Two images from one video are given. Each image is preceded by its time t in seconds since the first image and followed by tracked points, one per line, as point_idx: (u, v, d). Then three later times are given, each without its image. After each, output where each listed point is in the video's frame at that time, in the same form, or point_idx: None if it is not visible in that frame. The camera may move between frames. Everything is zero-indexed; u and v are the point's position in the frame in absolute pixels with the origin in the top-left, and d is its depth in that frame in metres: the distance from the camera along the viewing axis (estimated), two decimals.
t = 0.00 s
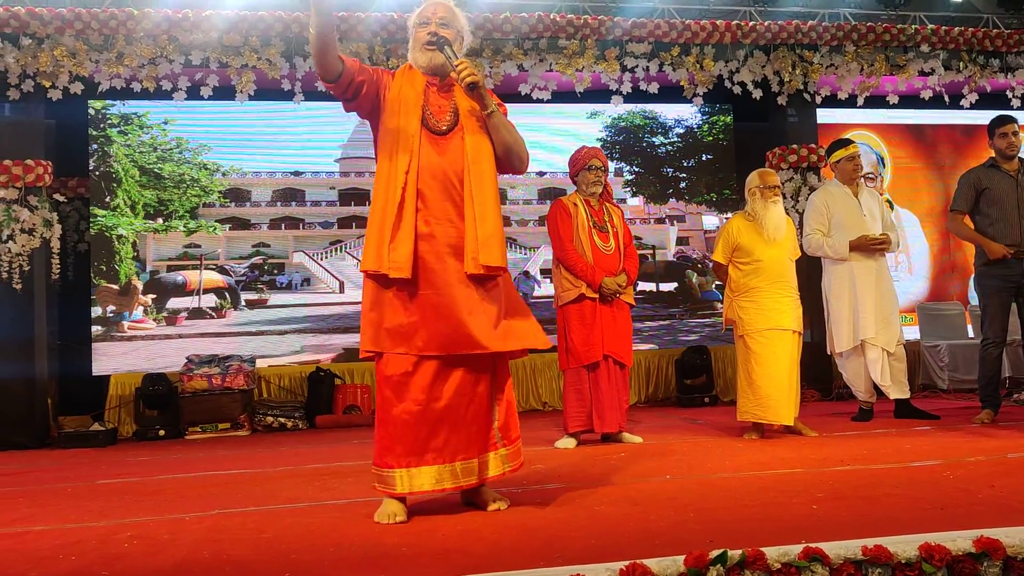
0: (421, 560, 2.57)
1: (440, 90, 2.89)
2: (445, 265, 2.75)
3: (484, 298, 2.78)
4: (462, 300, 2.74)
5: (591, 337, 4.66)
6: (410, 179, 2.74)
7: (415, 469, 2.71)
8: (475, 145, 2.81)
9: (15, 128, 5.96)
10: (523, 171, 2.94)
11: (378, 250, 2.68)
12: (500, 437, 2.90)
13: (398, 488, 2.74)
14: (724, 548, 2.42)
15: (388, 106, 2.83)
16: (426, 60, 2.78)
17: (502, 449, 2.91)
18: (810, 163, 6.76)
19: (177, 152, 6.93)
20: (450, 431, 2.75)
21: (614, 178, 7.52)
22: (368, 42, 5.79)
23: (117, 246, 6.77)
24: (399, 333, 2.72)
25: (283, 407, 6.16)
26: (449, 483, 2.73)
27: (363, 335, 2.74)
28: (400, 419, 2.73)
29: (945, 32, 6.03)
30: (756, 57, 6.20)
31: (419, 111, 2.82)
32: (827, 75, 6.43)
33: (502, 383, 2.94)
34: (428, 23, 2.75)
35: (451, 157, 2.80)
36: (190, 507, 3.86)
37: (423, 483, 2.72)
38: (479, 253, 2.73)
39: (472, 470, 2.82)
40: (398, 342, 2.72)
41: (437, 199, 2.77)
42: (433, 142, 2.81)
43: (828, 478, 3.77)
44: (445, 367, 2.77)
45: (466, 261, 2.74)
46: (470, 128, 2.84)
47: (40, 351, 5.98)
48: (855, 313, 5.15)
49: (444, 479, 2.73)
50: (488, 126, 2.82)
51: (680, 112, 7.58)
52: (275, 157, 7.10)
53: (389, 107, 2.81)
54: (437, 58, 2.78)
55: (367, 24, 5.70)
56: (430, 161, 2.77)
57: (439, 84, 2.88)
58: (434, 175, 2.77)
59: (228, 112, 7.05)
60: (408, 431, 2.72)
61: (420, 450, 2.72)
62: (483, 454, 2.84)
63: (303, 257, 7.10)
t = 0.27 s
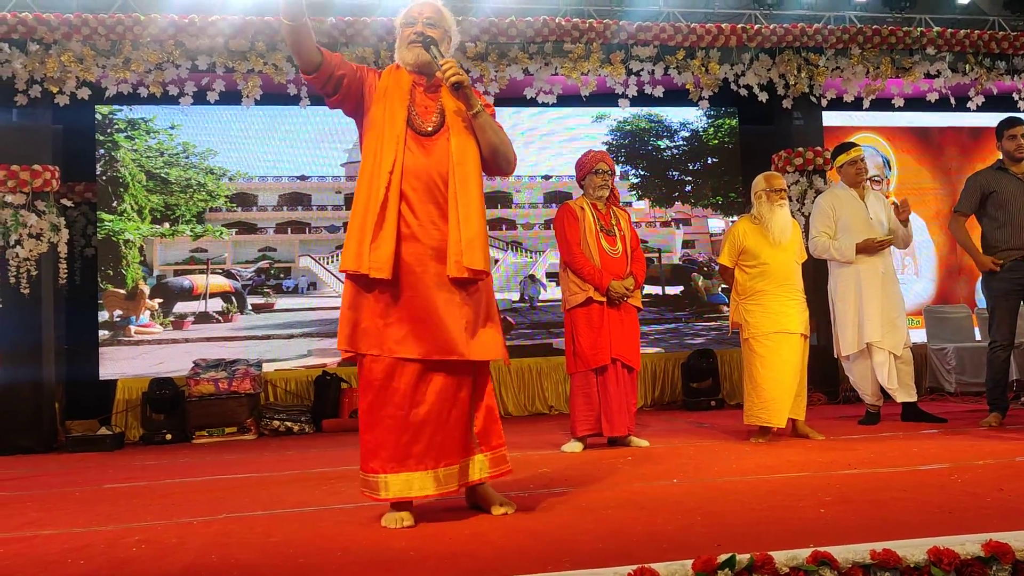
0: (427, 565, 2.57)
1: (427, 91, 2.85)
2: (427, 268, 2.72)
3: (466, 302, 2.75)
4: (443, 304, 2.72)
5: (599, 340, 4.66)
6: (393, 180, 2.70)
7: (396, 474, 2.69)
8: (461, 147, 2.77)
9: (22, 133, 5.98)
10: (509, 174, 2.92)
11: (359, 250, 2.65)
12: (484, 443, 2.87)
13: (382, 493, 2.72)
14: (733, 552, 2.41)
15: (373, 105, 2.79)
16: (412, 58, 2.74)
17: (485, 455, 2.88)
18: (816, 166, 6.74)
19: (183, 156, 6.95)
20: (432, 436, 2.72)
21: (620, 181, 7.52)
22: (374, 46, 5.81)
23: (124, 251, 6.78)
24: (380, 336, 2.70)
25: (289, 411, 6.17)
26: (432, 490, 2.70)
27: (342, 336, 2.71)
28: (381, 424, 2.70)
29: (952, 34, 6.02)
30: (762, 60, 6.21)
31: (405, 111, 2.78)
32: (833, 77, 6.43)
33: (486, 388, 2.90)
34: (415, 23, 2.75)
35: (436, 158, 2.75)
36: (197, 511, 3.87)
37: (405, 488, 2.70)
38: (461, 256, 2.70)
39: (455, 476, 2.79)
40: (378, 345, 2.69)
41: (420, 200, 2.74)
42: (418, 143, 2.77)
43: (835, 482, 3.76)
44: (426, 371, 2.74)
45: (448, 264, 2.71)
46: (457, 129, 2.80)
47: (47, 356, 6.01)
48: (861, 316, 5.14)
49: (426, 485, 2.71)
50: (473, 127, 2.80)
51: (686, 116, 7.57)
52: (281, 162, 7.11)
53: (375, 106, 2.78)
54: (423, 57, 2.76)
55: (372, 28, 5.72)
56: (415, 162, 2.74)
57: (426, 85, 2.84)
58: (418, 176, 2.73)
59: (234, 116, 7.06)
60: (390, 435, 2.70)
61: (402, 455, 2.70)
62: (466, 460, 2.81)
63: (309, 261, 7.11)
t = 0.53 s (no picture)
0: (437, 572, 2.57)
1: (421, 96, 2.80)
2: (424, 275, 2.66)
3: (463, 309, 2.70)
4: (440, 311, 2.67)
5: (609, 345, 4.65)
6: (389, 187, 2.65)
7: (396, 482, 2.61)
8: (456, 152, 2.72)
9: (32, 140, 6.02)
10: (505, 177, 2.86)
11: (356, 259, 2.60)
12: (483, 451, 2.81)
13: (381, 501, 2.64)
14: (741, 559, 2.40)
15: (367, 111, 2.75)
16: (405, 63, 2.73)
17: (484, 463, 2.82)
18: (824, 170, 6.73)
19: (192, 162, 6.98)
20: (431, 444, 2.65)
21: (627, 186, 7.53)
22: (381, 52, 5.85)
23: (132, 256, 6.80)
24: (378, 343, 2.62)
25: (298, 416, 6.17)
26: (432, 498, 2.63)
27: (336, 343, 2.63)
28: (380, 431, 2.62)
29: (959, 38, 6.01)
30: (768, 65, 6.25)
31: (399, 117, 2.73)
32: (840, 81, 6.43)
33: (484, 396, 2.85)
34: (406, 28, 2.72)
35: (432, 165, 2.70)
36: (206, 517, 3.87)
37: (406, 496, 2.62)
38: (459, 263, 2.64)
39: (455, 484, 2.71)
40: (375, 351, 2.61)
41: (416, 207, 2.68)
42: (413, 149, 2.71)
43: (845, 488, 3.74)
44: (425, 379, 2.67)
45: (446, 272, 2.66)
46: (452, 134, 2.74)
47: (56, 362, 6.05)
48: (870, 320, 5.13)
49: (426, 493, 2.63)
50: (468, 131, 2.75)
51: (693, 120, 7.58)
52: (289, 168, 7.13)
53: (369, 113, 2.73)
54: (416, 62, 2.74)
55: (380, 34, 5.75)
56: (411, 169, 2.68)
57: (420, 90, 2.79)
58: (415, 183, 2.68)
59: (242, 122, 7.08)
60: (389, 442, 2.62)
61: (401, 462, 2.62)
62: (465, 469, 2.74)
63: (316, 266, 7.13)
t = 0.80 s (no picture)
0: None
1: (424, 101, 2.78)
2: (433, 282, 2.66)
3: (471, 315, 2.71)
4: (448, 318, 2.67)
5: (621, 350, 4.65)
6: (395, 195, 2.64)
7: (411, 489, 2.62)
8: (460, 158, 2.71)
9: (43, 145, 6.05)
10: (509, 181, 2.85)
11: (364, 268, 2.58)
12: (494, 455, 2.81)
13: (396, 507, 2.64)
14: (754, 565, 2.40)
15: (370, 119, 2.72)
16: (409, 68, 2.68)
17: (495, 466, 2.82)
18: (833, 174, 6.73)
19: (202, 168, 7.01)
20: (444, 450, 2.65)
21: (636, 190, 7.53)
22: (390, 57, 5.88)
23: (143, 261, 6.82)
24: (389, 351, 2.62)
25: (307, 421, 6.18)
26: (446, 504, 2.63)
27: (348, 352, 2.63)
28: (393, 438, 2.63)
29: (969, 42, 6.00)
30: (778, 69, 6.24)
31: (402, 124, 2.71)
32: (849, 85, 6.43)
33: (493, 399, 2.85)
34: (411, 35, 2.69)
35: (438, 171, 2.69)
36: (217, 521, 3.87)
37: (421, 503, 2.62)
38: (467, 270, 2.64)
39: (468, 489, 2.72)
40: (386, 359, 2.61)
41: (422, 214, 2.67)
42: (417, 156, 2.70)
43: (857, 493, 3.73)
44: (435, 385, 2.67)
45: (454, 278, 2.65)
46: (456, 140, 2.73)
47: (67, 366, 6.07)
48: (880, 323, 5.11)
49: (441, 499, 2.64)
50: (473, 138, 2.73)
51: (702, 124, 7.58)
52: (299, 173, 7.15)
53: (371, 120, 2.71)
54: (420, 68, 2.69)
55: (389, 40, 5.77)
56: (416, 175, 2.67)
57: (423, 96, 2.77)
58: (420, 190, 2.67)
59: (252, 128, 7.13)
60: (402, 449, 2.62)
61: (415, 469, 2.63)
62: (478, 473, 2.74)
63: (326, 271, 7.15)
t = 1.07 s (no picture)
0: None
1: (429, 106, 2.78)
2: (442, 287, 2.66)
3: (481, 319, 2.71)
4: (458, 322, 2.68)
5: (629, 354, 4.66)
6: (403, 201, 2.64)
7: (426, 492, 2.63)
8: (465, 162, 2.70)
9: (54, 149, 6.09)
10: (515, 184, 2.85)
11: (374, 276, 2.59)
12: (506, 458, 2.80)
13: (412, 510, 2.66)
14: (767, 569, 2.40)
15: (375, 125, 2.72)
16: (412, 74, 2.64)
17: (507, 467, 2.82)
18: (842, 178, 6.72)
19: (212, 171, 7.05)
20: (459, 454, 2.66)
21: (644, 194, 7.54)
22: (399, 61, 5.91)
23: (153, 265, 6.86)
24: (401, 357, 2.63)
25: (316, 424, 6.20)
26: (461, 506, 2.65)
27: (362, 362, 2.64)
28: (408, 442, 2.64)
29: (977, 45, 5.99)
30: (786, 73, 6.25)
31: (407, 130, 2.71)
32: (858, 89, 6.44)
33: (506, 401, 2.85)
34: (413, 40, 2.66)
35: (444, 176, 2.69)
36: (228, 524, 3.88)
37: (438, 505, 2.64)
38: (476, 273, 2.64)
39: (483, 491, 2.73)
40: (398, 365, 2.62)
41: (430, 219, 2.67)
42: (423, 161, 2.70)
43: (867, 497, 3.72)
44: (448, 388, 2.68)
45: (464, 282, 2.65)
46: (462, 144, 2.73)
47: (78, 369, 6.10)
48: (889, 327, 5.10)
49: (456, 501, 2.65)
50: (478, 141, 2.73)
51: (710, 128, 7.59)
52: (308, 177, 7.17)
53: (376, 127, 2.71)
54: (424, 72, 2.66)
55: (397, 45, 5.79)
56: (423, 181, 2.67)
57: (427, 100, 2.77)
58: (428, 195, 2.67)
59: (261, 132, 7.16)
60: (417, 453, 2.63)
61: (430, 472, 2.64)
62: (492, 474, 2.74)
63: (335, 275, 7.15)
